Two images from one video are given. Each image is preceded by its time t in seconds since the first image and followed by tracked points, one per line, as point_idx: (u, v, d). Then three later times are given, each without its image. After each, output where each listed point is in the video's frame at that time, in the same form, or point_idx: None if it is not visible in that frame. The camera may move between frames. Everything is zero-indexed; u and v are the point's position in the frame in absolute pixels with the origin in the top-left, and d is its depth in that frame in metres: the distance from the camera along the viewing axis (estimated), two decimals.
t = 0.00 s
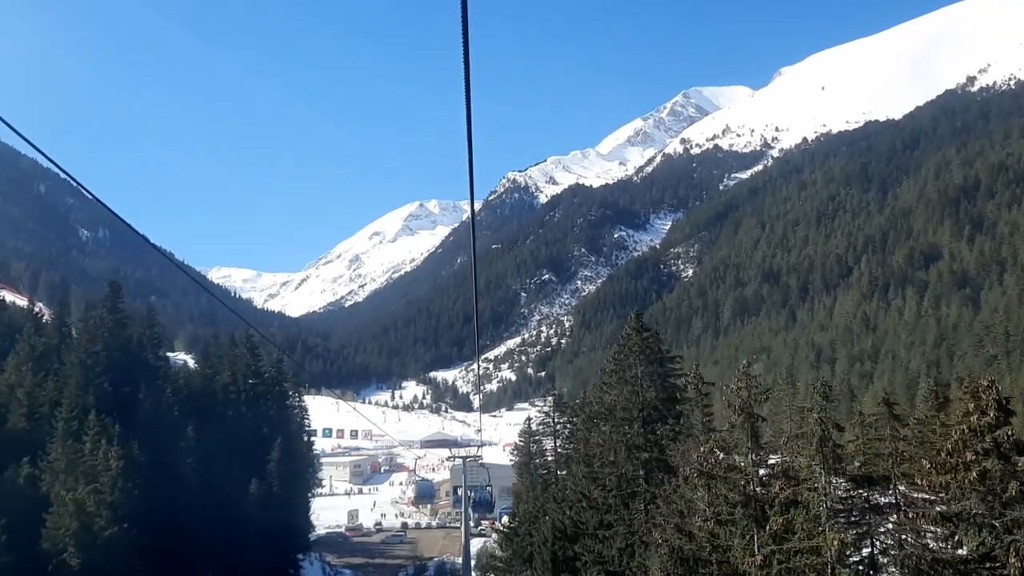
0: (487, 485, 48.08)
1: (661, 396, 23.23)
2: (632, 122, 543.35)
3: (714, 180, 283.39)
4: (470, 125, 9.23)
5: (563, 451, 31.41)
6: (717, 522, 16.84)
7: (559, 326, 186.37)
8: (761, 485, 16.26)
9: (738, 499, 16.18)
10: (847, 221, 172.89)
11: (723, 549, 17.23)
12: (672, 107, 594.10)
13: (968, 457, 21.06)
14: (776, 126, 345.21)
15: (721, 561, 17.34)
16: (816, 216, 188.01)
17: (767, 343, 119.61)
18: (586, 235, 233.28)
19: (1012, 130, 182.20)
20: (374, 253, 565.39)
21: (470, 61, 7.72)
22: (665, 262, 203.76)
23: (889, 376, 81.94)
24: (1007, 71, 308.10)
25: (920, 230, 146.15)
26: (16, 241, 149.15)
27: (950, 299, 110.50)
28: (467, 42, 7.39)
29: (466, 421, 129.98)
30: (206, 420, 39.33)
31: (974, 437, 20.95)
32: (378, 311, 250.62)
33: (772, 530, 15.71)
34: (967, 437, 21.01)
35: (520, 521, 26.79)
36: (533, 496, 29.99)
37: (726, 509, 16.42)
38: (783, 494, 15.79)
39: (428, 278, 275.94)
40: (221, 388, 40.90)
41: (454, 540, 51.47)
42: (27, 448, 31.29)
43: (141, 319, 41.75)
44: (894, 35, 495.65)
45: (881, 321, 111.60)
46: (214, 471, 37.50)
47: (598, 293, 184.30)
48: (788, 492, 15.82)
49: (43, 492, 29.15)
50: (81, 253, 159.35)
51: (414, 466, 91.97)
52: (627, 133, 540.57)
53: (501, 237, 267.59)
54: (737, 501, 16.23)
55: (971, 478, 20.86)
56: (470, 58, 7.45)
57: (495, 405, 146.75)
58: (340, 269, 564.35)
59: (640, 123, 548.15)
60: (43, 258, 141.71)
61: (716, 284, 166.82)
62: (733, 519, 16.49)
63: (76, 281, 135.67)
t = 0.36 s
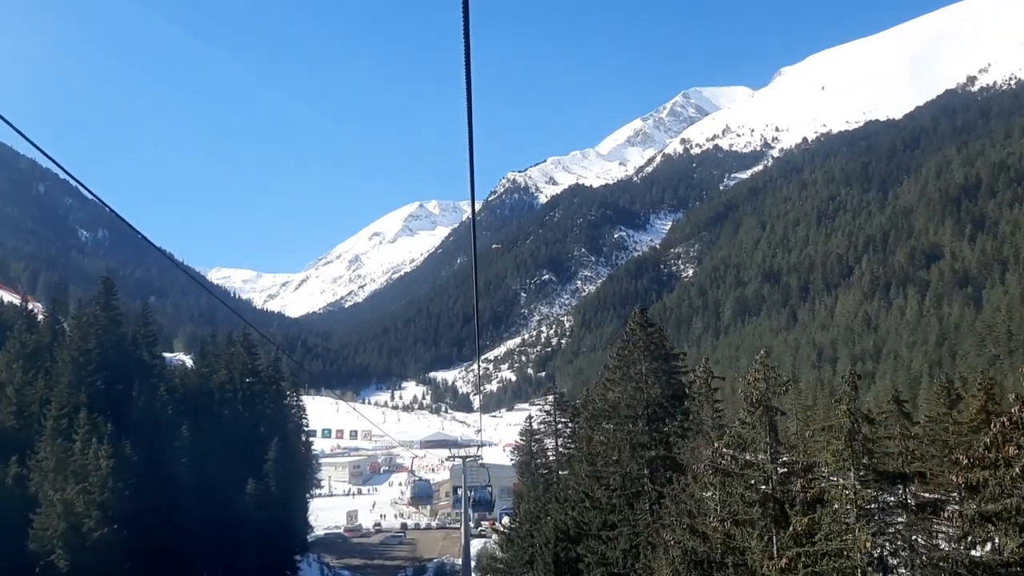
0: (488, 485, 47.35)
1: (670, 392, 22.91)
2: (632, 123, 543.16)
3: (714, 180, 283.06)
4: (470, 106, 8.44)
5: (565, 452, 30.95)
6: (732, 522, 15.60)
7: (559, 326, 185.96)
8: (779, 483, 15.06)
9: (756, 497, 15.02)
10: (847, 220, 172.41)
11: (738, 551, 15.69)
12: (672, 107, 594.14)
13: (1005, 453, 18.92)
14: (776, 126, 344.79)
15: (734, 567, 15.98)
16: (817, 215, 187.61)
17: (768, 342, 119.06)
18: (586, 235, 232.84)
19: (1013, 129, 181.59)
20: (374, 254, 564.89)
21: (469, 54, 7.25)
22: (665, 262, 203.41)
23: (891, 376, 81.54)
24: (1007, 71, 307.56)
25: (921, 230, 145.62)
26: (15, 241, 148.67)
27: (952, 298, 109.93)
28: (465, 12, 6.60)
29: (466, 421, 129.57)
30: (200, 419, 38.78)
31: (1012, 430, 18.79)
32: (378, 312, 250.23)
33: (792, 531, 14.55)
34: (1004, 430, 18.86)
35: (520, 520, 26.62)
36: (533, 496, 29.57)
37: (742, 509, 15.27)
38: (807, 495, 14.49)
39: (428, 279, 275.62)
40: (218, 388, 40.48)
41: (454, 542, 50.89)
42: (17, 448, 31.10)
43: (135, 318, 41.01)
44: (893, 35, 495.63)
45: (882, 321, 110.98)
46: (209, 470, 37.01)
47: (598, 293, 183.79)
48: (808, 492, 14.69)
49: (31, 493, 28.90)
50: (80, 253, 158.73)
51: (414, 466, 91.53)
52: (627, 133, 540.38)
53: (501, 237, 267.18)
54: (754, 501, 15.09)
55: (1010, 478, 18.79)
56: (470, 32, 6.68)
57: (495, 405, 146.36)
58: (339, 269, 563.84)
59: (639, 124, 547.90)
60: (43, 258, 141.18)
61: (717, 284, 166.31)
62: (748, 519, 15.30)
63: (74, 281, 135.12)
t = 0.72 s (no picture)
0: (488, 485, 46.84)
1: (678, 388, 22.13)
2: (631, 123, 542.63)
3: (714, 180, 282.46)
4: (469, 98, 8.70)
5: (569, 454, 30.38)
6: (754, 521, 14.86)
7: (559, 326, 185.41)
8: (804, 479, 14.41)
9: (779, 493, 14.40)
10: (848, 219, 171.80)
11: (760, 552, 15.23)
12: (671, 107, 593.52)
13: None
14: (776, 125, 344.33)
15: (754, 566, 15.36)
16: (817, 214, 187.13)
17: (769, 342, 118.37)
18: (585, 235, 232.18)
19: (1014, 128, 181.13)
20: (374, 254, 563.87)
21: (469, 52, 7.48)
22: (665, 262, 202.84)
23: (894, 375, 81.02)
24: (1007, 70, 307.10)
25: (922, 228, 145.06)
26: (12, 242, 147.78)
27: (954, 296, 109.46)
28: (465, 11, 6.86)
29: (466, 421, 128.88)
30: (196, 417, 38.34)
31: None
32: (378, 312, 249.28)
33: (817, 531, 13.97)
34: None
35: (521, 520, 26.20)
36: (535, 495, 29.03)
37: (763, 506, 14.61)
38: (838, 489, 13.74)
39: (428, 279, 274.69)
40: (214, 386, 39.91)
41: (453, 541, 50.44)
42: (5, 446, 30.67)
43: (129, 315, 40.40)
44: (893, 35, 495.20)
45: (884, 320, 110.37)
46: (205, 470, 36.62)
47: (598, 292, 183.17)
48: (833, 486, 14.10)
49: (19, 491, 28.51)
50: (78, 253, 158.27)
51: (413, 467, 90.98)
52: (626, 134, 539.86)
53: (501, 237, 266.44)
54: (778, 497, 14.42)
55: None
56: (469, 32, 6.94)
57: (495, 405, 145.77)
58: (338, 270, 562.47)
59: (639, 124, 547.24)
60: (41, 258, 140.30)
61: (717, 283, 165.79)
62: (771, 517, 14.63)
63: (72, 281, 134.26)
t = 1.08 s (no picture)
0: (488, 485, 46.30)
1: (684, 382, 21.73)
2: (631, 123, 541.93)
3: (714, 180, 281.82)
4: (469, 103, 8.46)
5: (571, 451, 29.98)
6: (780, 520, 13.84)
7: (560, 326, 184.90)
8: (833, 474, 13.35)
9: (805, 490, 13.49)
10: (849, 218, 171.23)
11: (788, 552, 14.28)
12: (671, 107, 592.89)
13: None
14: (776, 125, 343.60)
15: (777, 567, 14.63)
16: (818, 213, 186.59)
17: (769, 342, 117.64)
18: (585, 235, 231.43)
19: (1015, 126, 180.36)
20: (374, 255, 563.01)
21: (470, 57, 7.33)
22: (665, 262, 202.21)
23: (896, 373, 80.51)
24: (1007, 69, 306.27)
25: (924, 227, 144.43)
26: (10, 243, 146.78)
27: (956, 295, 108.96)
28: (465, 21, 6.73)
29: (466, 421, 128.32)
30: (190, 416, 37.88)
31: None
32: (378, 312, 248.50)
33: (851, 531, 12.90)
34: None
35: (523, 520, 25.83)
36: (536, 494, 28.56)
37: (788, 505, 13.69)
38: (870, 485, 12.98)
39: (427, 279, 273.93)
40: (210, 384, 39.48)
41: (453, 542, 49.91)
42: None
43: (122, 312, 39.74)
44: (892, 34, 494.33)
45: (886, 319, 109.70)
46: (199, 469, 36.20)
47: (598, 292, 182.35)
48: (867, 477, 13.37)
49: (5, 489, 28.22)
50: (76, 254, 157.52)
51: (413, 467, 90.39)
52: (626, 134, 539.21)
53: (501, 237, 265.76)
54: (804, 494, 13.56)
55: None
56: (468, 36, 6.72)
57: (495, 405, 145.27)
58: (338, 270, 561.54)
59: (638, 124, 546.44)
60: (39, 260, 139.45)
61: (717, 283, 165.28)
62: (797, 515, 13.68)
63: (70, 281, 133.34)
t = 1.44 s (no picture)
0: (488, 485, 45.78)
1: (687, 376, 21.23)
2: (631, 123, 541.54)
3: (714, 180, 281.47)
4: (469, 88, 8.12)
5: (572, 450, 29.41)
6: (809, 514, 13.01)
7: (560, 326, 184.58)
8: (866, 464, 12.68)
9: (836, 483, 12.60)
10: (849, 218, 170.92)
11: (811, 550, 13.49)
12: (671, 108, 592.65)
13: None
14: (776, 125, 343.32)
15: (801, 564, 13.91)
16: (818, 213, 186.24)
17: (769, 341, 117.19)
18: (585, 235, 230.99)
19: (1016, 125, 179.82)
20: (374, 256, 562.47)
21: (468, 54, 7.19)
22: (665, 262, 201.87)
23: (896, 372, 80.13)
24: (1007, 69, 305.75)
25: (925, 226, 144.03)
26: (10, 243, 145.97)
27: (957, 294, 108.56)
28: (464, 16, 6.59)
29: (466, 421, 127.93)
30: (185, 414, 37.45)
31: None
32: (378, 313, 247.93)
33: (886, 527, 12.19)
34: None
35: (524, 519, 25.28)
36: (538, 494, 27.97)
37: (818, 499, 12.81)
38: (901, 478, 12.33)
39: (427, 279, 273.55)
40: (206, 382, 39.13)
41: (453, 543, 49.43)
42: None
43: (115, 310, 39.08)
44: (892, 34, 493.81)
45: (887, 318, 109.19)
46: (193, 467, 35.80)
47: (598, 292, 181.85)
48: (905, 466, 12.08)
49: None
50: (75, 254, 156.92)
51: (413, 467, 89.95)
52: (625, 134, 538.80)
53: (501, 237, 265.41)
54: (834, 487, 12.68)
55: None
56: (465, 30, 6.57)
57: (495, 405, 144.95)
58: (338, 272, 561.19)
59: (638, 124, 546.05)
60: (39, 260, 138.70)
61: (718, 283, 164.91)
62: (830, 508, 12.80)
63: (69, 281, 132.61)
